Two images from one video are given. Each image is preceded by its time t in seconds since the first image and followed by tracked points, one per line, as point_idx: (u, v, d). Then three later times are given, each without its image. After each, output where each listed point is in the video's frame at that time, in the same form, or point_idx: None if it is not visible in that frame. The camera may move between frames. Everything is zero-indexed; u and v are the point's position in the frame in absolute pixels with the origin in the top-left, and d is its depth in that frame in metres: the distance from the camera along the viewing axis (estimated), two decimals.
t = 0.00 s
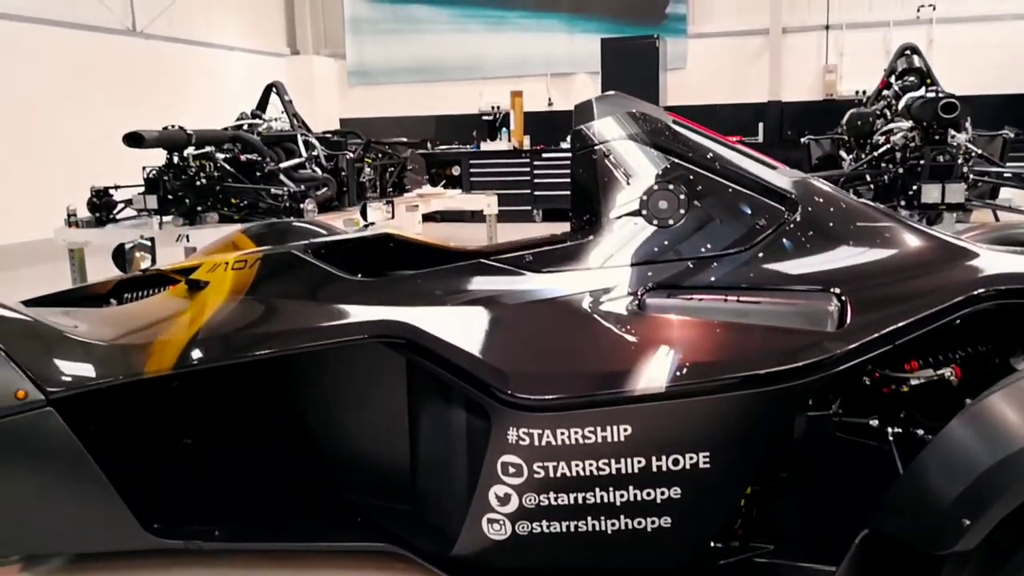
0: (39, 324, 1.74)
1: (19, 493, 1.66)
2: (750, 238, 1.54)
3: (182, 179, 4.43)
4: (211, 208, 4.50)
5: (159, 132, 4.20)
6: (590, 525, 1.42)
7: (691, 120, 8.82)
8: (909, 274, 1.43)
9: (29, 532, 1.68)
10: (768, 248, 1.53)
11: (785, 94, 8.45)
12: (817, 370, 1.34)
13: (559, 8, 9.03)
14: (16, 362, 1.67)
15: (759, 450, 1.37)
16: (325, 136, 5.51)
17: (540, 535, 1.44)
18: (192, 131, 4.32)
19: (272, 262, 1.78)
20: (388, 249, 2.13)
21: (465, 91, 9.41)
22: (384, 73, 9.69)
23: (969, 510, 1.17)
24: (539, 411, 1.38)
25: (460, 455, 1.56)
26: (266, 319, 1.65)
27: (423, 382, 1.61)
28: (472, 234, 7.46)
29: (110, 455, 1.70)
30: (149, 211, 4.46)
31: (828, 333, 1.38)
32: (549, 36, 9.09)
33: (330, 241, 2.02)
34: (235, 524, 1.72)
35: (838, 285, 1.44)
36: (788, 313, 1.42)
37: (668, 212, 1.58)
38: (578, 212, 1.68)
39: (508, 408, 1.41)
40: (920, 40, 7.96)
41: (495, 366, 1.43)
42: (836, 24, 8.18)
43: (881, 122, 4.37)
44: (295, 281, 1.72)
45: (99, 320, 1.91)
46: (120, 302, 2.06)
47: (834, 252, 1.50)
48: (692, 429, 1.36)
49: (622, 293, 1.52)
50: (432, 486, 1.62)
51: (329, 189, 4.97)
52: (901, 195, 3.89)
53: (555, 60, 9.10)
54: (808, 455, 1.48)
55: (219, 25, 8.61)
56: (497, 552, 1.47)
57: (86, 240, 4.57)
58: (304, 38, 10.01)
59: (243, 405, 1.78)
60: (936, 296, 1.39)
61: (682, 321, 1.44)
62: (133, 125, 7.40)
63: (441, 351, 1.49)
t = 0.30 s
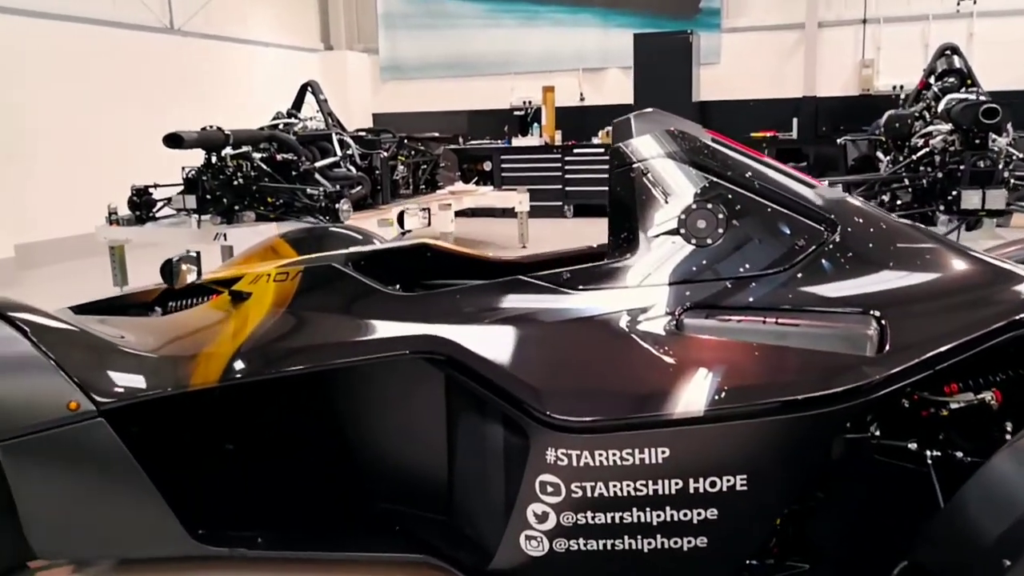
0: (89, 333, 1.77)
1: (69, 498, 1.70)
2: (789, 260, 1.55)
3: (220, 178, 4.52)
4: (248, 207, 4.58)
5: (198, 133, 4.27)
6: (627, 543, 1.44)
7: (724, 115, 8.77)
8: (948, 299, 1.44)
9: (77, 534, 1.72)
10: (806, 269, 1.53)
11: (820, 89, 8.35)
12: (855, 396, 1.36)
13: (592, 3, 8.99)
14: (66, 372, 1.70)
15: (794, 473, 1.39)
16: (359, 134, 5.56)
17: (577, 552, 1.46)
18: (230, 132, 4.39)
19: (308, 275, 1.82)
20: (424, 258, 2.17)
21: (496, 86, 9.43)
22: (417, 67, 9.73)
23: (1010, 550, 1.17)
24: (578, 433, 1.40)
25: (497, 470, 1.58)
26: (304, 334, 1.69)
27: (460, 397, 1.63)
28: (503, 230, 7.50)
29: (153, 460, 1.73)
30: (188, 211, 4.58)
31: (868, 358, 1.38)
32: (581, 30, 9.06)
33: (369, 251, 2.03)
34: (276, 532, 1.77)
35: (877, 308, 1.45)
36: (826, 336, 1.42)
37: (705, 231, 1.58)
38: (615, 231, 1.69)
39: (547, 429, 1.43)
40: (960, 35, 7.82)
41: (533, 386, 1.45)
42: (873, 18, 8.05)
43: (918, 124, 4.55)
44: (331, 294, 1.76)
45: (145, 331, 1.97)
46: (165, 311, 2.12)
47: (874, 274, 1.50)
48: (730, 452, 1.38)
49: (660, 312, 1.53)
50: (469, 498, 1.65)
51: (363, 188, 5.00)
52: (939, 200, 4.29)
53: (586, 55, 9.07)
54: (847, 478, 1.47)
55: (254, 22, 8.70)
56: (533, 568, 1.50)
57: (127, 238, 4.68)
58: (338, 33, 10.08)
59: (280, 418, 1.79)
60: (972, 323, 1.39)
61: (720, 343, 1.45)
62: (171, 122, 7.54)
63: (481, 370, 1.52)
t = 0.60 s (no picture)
0: (133, 340, 1.82)
1: (111, 496, 1.74)
2: (823, 275, 1.55)
3: (253, 175, 4.59)
4: (280, 203, 4.63)
5: (232, 129, 4.33)
6: (659, 555, 1.46)
7: (755, 108, 8.70)
8: (986, 318, 1.44)
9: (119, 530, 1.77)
10: (842, 284, 1.54)
11: (853, 81, 8.25)
12: (890, 415, 1.37)
13: None
14: (109, 376, 1.75)
15: (829, 491, 1.39)
16: (389, 130, 5.60)
17: (609, 563, 1.48)
18: (263, 128, 4.43)
19: (344, 282, 1.85)
20: (457, 263, 2.20)
21: (525, 78, 9.42)
22: (445, 59, 9.74)
23: None
24: (612, 447, 1.43)
25: (530, 480, 1.61)
26: (340, 342, 1.72)
27: (493, 408, 1.66)
28: (532, 223, 7.52)
29: (192, 460, 1.77)
30: (222, 207, 4.63)
31: (904, 377, 1.39)
32: (610, 21, 9.01)
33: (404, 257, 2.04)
34: (312, 533, 1.78)
35: (913, 324, 1.45)
36: (861, 353, 1.43)
37: (740, 245, 1.59)
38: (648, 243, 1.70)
39: (581, 443, 1.45)
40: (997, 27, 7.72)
41: (568, 400, 1.48)
42: (908, 9, 7.93)
43: (954, 122, 4.63)
44: (367, 302, 1.78)
45: (182, 335, 2.01)
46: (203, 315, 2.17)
47: (911, 291, 1.50)
48: (763, 468, 1.39)
49: (694, 326, 1.54)
50: (502, 506, 1.67)
51: (393, 182, 5.02)
52: (975, 200, 4.29)
53: (616, 46, 9.02)
54: (875, 491, 1.47)
55: (285, 14, 8.76)
56: None
57: (162, 233, 4.76)
58: (367, 25, 10.12)
59: (316, 425, 1.87)
60: (1005, 343, 1.40)
61: (754, 358, 1.46)
62: (206, 113, 7.64)
63: (516, 382, 1.54)
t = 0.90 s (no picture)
0: (165, 343, 1.86)
1: (143, 495, 1.77)
2: (849, 284, 1.55)
3: (277, 170, 4.61)
4: (304, 198, 4.66)
5: (256, 125, 4.35)
6: (682, 561, 1.48)
7: (778, 101, 8.63)
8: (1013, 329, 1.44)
9: (153, 527, 1.80)
10: (868, 293, 1.54)
11: (878, 73, 8.17)
12: (914, 426, 1.37)
13: None
14: (141, 377, 1.79)
15: (852, 501, 1.40)
16: (411, 124, 5.62)
17: (631, 568, 1.49)
18: (286, 124, 4.46)
19: (371, 285, 1.87)
20: (481, 264, 2.22)
21: (546, 70, 9.40)
22: (467, 51, 9.75)
23: None
24: (637, 455, 1.44)
25: (554, 484, 1.63)
26: (366, 345, 1.75)
27: (518, 413, 1.67)
28: (553, 216, 7.53)
29: (223, 460, 1.80)
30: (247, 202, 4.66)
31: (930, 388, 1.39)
32: (632, 13, 8.95)
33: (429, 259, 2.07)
34: (339, 533, 1.80)
35: (939, 334, 1.45)
36: (886, 363, 1.44)
37: (765, 253, 1.59)
38: (673, 250, 1.70)
39: (606, 451, 1.46)
40: None
41: (593, 408, 1.50)
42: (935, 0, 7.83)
43: (981, 119, 4.67)
44: (393, 305, 1.81)
45: (211, 336, 2.04)
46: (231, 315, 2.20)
47: (938, 300, 1.51)
48: (787, 478, 1.40)
49: (718, 333, 1.54)
50: (526, 508, 1.70)
51: (415, 177, 5.03)
52: (1002, 200, 4.30)
53: (637, 38, 8.97)
54: (899, 500, 1.47)
55: (307, 7, 8.79)
56: None
57: (187, 227, 4.81)
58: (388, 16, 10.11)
59: (344, 428, 1.93)
60: None
61: (777, 366, 1.47)
62: (227, 108, 7.67)
63: (541, 389, 1.56)
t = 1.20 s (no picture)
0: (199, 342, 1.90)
1: (179, 491, 1.81)
2: (878, 291, 1.55)
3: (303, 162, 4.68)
4: (329, 189, 4.71)
5: (282, 118, 4.41)
6: (709, 565, 1.49)
7: (804, 90, 8.56)
8: None
9: (188, 521, 1.84)
10: (898, 299, 1.53)
11: (906, 62, 8.07)
12: (944, 436, 1.37)
13: None
14: (174, 375, 1.83)
15: (880, 509, 1.40)
16: (435, 115, 5.64)
17: (659, 570, 1.51)
18: (312, 116, 4.51)
19: (399, 285, 1.89)
20: (507, 264, 2.23)
21: (570, 58, 9.37)
22: (490, 39, 9.75)
23: None
24: (665, 461, 1.46)
25: (581, 486, 1.65)
26: (396, 346, 1.77)
27: (546, 416, 1.69)
28: (575, 206, 7.53)
29: (255, 458, 1.83)
30: (272, 192, 4.77)
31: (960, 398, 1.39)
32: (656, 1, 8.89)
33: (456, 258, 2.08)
34: (369, 530, 1.85)
35: (969, 343, 1.45)
36: (915, 371, 1.44)
37: (794, 259, 1.59)
38: (701, 254, 1.70)
39: (635, 456, 1.48)
40: None
41: (622, 413, 1.51)
42: None
43: (1012, 113, 4.75)
44: (422, 305, 1.83)
45: (241, 332, 2.07)
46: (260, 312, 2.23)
47: (969, 308, 1.50)
48: (814, 485, 1.41)
49: (747, 339, 1.55)
50: (554, 507, 1.72)
51: (438, 168, 5.04)
52: None
53: (661, 26, 8.90)
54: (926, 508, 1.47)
55: None
56: None
57: (214, 218, 4.87)
58: (411, 5, 10.11)
59: (373, 428, 1.91)
60: None
61: (806, 373, 1.47)
62: (245, 98, 7.64)
63: (570, 393, 1.57)
